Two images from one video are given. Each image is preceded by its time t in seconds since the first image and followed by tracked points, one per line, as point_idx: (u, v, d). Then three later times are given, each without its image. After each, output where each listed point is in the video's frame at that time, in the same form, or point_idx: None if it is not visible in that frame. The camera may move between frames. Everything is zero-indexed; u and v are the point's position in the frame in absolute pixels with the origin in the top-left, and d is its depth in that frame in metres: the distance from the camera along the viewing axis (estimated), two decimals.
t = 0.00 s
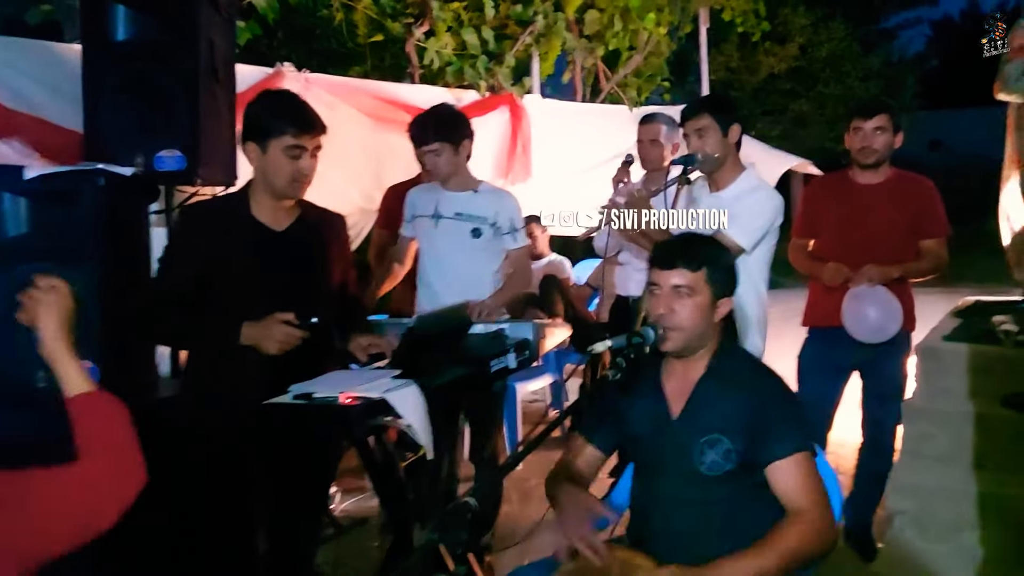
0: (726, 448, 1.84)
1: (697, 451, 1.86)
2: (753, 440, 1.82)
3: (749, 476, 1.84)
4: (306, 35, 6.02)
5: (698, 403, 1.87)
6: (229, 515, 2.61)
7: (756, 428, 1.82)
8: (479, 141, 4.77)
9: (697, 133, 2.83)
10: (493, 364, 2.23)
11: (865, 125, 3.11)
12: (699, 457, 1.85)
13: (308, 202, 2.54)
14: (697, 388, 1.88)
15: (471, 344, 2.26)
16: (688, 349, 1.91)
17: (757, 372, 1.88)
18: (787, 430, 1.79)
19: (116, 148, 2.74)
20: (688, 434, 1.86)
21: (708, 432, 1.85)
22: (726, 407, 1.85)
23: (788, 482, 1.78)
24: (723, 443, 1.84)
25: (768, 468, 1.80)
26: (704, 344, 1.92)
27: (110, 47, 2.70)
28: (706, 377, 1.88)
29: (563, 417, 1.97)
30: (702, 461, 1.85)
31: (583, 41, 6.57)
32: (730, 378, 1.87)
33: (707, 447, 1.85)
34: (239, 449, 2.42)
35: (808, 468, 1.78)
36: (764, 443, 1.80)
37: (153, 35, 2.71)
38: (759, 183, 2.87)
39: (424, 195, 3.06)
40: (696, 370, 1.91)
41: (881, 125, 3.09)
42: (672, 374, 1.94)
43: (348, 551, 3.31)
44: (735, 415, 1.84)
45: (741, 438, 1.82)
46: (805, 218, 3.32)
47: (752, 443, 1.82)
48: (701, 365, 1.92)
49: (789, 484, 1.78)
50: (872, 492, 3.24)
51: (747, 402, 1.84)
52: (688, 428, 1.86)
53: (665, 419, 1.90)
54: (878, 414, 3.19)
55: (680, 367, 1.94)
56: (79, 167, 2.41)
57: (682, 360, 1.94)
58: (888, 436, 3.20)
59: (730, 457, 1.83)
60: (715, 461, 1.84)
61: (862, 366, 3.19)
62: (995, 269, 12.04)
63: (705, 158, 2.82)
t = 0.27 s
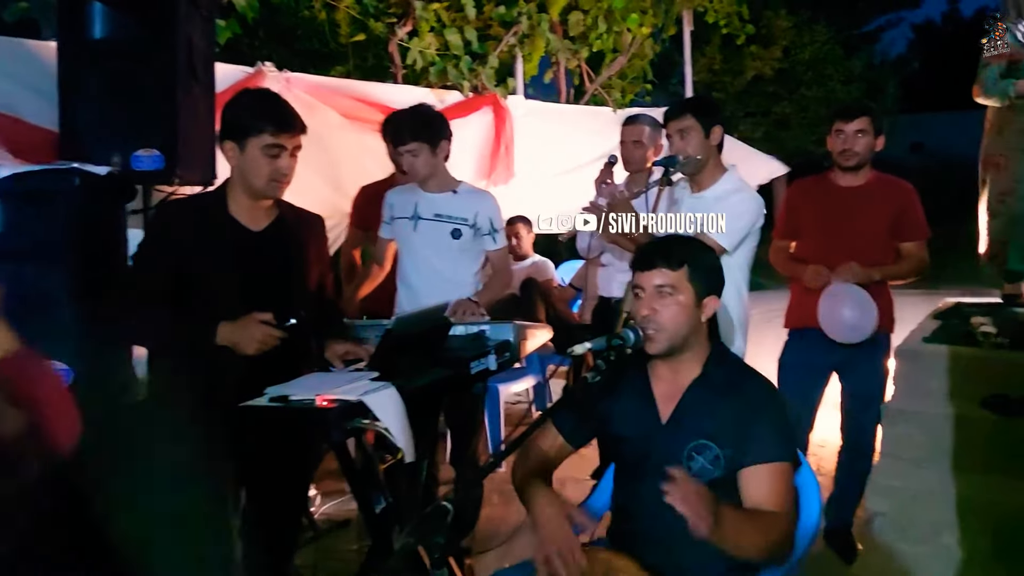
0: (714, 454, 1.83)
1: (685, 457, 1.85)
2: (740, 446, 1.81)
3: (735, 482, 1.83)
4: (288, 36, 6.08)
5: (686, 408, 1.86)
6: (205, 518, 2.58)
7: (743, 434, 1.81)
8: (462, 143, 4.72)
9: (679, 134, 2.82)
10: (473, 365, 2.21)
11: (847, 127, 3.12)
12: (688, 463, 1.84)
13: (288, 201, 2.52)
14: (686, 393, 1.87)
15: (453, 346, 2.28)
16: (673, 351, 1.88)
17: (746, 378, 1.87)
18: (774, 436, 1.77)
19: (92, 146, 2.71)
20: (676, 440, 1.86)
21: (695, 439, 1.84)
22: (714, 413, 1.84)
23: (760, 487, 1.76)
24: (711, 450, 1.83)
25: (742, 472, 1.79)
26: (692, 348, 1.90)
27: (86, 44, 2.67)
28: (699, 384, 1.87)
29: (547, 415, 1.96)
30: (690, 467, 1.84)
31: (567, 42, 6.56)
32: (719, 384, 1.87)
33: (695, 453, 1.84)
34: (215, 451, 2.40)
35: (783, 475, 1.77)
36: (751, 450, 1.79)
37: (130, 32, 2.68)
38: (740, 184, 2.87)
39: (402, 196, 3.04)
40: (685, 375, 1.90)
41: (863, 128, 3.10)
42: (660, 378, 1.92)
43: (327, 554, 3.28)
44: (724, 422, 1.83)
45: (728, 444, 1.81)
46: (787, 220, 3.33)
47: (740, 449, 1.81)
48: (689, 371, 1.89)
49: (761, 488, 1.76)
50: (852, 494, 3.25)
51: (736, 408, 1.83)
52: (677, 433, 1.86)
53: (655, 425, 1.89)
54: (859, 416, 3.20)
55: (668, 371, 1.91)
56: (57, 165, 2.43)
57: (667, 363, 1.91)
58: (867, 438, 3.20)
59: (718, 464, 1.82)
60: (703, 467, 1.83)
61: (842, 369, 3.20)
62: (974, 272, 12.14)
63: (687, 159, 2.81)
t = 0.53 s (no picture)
0: (677, 452, 1.82)
1: (649, 455, 1.84)
2: (704, 443, 1.80)
3: (698, 479, 1.82)
4: (250, 34, 5.97)
5: (649, 407, 1.86)
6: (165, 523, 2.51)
7: (706, 432, 1.80)
8: (427, 142, 4.66)
9: (645, 133, 2.82)
10: (438, 366, 2.19)
11: (810, 127, 3.17)
12: (651, 461, 1.84)
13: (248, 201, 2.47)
14: (649, 392, 1.86)
15: (419, 347, 2.25)
16: (637, 351, 1.87)
17: (709, 374, 1.87)
18: (737, 433, 1.77)
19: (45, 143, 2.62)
20: (641, 439, 1.85)
21: (658, 437, 1.84)
22: (678, 411, 1.83)
23: (734, 481, 1.75)
24: (675, 448, 1.82)
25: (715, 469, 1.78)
26: (654, 347, 1.89)
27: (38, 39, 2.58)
28: (665, 380, 1.86)
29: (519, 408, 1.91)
30: (654, 465, 1.84)
31: (534, 41, 6.53)
32: (683, 382, 1.86)
33: (659, 451, 1.83)
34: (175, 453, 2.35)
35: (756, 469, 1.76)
36: (715, 447, 1.78)
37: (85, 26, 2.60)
38: (706, 184, 2.87)
39: (361, 196, 3.00)
40: (647, 373, 1.88)
41: (824, 128, 3.14)
42: (623, 378, 1.91)
43: (292, 558, 3.23)
44: (688, 420, 1.82)
45: (691, 442, 1.81)
46: (751, 219, 3.35)
47: (704, 447, 1.80)
48: (653, 370, 1.88)
49: (736, 484, 1.76)
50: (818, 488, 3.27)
51: (699, 406, 1.82)
52: (640, 432, 1.85)
53: (618, 423, 1.88)
54: (823, 413, 3.22)
55: (631, 371, 1.90)
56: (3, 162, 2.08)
57: (631, 363, 1.90)
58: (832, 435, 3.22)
59: (681, 462, 1.82)
60: (666, 465, 1.83)
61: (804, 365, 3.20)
62: (936, 270, 12.34)
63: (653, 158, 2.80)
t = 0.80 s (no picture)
0: (630, 452, 1.81)
1: (601, 456, 1.84)
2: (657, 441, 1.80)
3: (655, 477, 1.81)
4: (205, 38, 5.89)
5: (598, 408, 1.86)
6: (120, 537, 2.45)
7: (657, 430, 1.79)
8: (386, 145, 4.60)
9: (603, 133, 2.81)
10: (398, 373, 2.14)
11: (763, 125, 3.19)
12: (603, 462, 1.83)
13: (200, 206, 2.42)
14: (600, 392, 1.87)
15: (380, 350, 2.20)
16: (583, 354, 1.89)
17: (659, 372, 1.86)
18: (691, 430, 1.76)
19: None
20: (592, 439, 1.84)
21: (610, 437, 1.83)
22: (628, 410, 1.83)
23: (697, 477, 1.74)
24: (627, 447, 1.81)
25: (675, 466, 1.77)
26: (604, 346, 1.89)
27: None
28: (608, 381, 1.87)
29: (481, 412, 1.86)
30: (606, 465, 1.83)
31: (493, 42, 6.52)
32: (632, 381, 1.86)
33: (611, 451, 1.83)
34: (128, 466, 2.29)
35: (718, 462, 1.75)
36: (668, 444, 1.77)
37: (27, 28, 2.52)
38: (665, 184, 2.87)
39: (306, 202, 2.98)
40: (594, 377, 1.90)
41: (778, 126, 3.16)
42: (571, 382, 1.92)
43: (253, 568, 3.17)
44: (638, 418, 1.82)
45: (644, 440, 1.80)
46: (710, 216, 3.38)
47: (657, 445, 1.79)
48: (600, 369, 1.89)
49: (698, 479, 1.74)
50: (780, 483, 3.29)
51: (650, 406, 1.81)
52: (591, 433, 1.85)
53: (569, 425, 1.88)
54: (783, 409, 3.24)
55: (579, 376, 1.91)
56: None
57: (579, 367, 1.91)
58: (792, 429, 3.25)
59: (634, 460, 1.81)
60: (620, 464, 1.82)
61: (765, 362, 3.22)
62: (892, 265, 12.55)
63: (611, 158, 2.80)
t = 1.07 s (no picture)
0: (609, 447, 1.81)
1: (582, 451, 1.84)
2: (633, 436, 1.80)
3: (632, 473, 1.80)
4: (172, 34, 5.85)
5: (578, 402, 1.87)
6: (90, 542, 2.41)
7: (636, 424, 1.80)
8: (355, 143, 4.56)
9: (573, 129, 2.81)
10: (371, 369, 2.16)
11: (721, 122, 3.26)
12: (584, 457, 1.83)
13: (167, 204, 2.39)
14: (578, 387, 1.87)
15: (351, 347, 2.22)
16: (561, 349, 1.90)
17: (637, 367, 1.87)
18: (666, 423, 1.76)
19: None
20: (574, 433, 1.86)
21: (590, 432, 1.84)
22: (605, 404, 1.84)
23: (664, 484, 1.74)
24: (606, 442, 1.81)
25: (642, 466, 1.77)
26: (580, 338, 1.91)
27: None
28: (589, 375, 1.87)
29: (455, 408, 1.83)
30: (587, 460, 1.83)
31: (462, 39, 6.50)
32: (612, 374, 1.86)
33: (591, 446, 1.83)
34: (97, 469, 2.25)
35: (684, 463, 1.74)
36: (646, 438, 1.77)
37: None
38: (635, 179, 2.87)
39: (267, 199, 2.97)
40: (575, 369, 1.91)
41: (732, 122, 3.23)
42: (554, 374, 1.93)
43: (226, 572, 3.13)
44: (615, 411, 1.83)
45: (621, 435, 1.80)
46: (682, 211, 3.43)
47: (634, 439, 1.79)
48: (580, 363, 1.90)
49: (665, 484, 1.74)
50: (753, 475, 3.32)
51: (628, 401, 1.82)
52: (570, 429, 1.86)
53: (550, 418, 1.91)
54: (755, 401, 3.27)
55: (560, 371, 1.93)
56: None
57: (558, 360, 1.92)
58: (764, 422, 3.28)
59: (612, 456, 1.81)
60: (598, 459, 1.82)
61: (737, 356, 3.27)
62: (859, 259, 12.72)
63: (582, 154, 2.79)
